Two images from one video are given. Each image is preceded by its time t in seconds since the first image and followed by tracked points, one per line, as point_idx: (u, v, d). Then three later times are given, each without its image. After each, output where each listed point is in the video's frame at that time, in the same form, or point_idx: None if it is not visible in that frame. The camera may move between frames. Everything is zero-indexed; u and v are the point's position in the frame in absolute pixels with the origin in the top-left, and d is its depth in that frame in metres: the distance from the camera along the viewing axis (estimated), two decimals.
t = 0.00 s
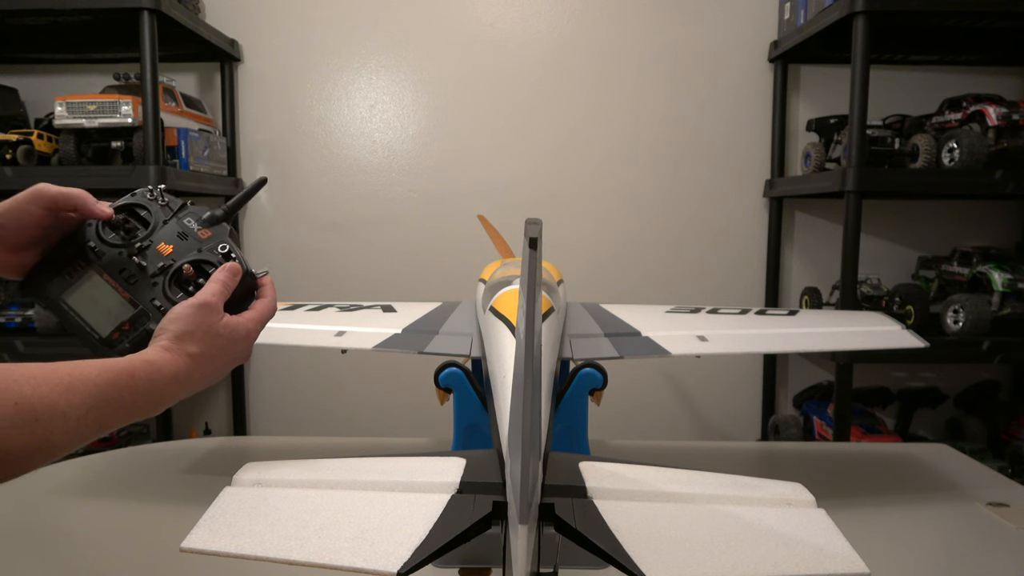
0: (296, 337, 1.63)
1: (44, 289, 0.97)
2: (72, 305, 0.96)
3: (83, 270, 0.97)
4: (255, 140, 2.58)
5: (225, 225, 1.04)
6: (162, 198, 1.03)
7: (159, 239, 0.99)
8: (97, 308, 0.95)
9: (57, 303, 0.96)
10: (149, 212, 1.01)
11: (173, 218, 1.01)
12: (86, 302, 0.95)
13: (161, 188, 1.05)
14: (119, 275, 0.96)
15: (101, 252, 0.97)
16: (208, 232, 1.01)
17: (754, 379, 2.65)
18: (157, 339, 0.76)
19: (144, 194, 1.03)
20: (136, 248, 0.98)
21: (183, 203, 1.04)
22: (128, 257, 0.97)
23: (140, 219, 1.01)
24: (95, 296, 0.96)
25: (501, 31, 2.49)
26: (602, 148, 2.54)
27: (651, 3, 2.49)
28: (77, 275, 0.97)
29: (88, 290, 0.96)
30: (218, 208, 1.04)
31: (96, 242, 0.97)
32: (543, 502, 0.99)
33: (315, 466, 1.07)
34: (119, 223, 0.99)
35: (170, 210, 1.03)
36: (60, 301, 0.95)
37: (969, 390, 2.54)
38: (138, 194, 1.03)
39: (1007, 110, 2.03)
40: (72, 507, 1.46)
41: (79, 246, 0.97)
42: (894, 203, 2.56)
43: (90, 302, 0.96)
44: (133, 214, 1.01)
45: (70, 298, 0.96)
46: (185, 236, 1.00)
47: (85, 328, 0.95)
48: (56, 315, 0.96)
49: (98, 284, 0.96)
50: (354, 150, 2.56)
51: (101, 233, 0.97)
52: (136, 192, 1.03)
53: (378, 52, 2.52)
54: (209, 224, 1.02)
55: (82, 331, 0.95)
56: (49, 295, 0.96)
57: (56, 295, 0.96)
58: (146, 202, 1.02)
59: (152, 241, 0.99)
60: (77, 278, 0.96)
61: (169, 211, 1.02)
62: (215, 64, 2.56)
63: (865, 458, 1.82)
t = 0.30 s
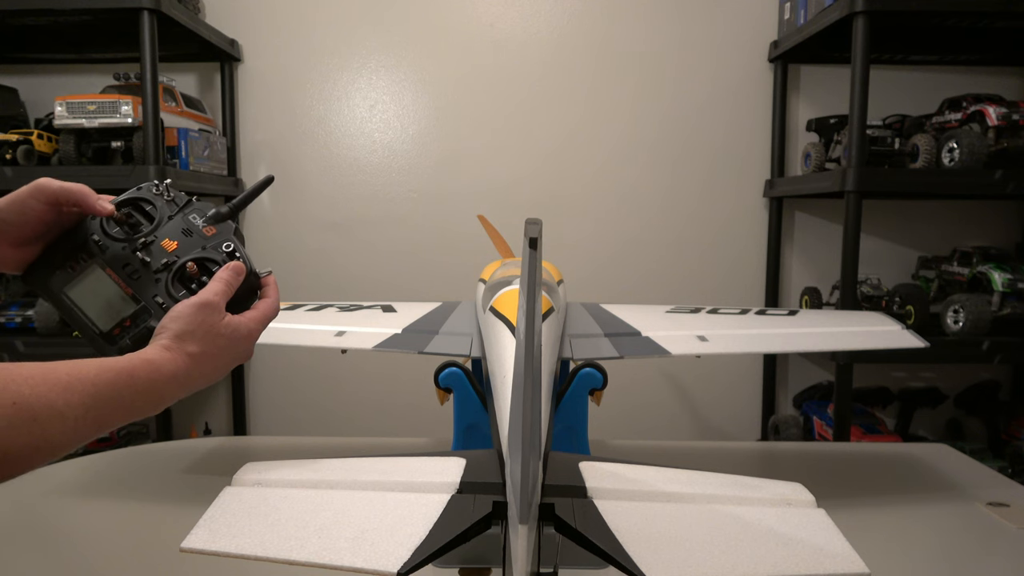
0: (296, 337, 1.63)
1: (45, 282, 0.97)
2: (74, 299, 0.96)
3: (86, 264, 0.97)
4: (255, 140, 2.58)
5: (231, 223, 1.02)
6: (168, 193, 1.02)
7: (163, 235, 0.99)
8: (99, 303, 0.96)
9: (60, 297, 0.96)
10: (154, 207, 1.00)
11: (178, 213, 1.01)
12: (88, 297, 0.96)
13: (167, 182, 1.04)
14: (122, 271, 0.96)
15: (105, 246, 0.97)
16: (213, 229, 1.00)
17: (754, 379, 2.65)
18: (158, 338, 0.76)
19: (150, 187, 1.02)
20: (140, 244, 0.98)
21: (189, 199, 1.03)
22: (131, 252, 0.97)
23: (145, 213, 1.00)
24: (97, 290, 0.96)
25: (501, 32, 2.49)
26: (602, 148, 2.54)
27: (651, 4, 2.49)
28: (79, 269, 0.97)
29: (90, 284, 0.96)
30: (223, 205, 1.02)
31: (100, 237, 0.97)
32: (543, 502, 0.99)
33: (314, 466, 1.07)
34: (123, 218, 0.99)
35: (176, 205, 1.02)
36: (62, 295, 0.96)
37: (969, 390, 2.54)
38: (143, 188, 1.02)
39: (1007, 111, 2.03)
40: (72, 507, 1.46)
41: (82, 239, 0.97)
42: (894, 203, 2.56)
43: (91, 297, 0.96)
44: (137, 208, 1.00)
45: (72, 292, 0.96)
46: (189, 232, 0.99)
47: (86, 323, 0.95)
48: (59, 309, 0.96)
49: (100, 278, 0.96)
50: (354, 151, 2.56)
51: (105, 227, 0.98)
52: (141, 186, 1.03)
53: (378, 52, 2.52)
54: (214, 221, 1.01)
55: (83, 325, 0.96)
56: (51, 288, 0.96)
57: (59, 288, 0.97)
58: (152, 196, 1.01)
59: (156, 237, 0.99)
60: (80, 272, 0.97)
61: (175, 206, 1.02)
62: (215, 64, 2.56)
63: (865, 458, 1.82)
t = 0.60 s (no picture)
0: (297, 337, 1.63)
1: (43, 277, 0.98)
2: (71, 296, 0.97)
3: (84, 261, 0.98)
4: (255, 140, 2.58)
5: (229, 222, 1.02)
6: (166, 190, 1.02)
7: (160, 233, 0.99)
8: (95, 301, 0.97)
9: (56, 294, 0.97)
10: (151, 204, 1.00)
11: (176, 211, 1.01)
12: (85, 294, 0.97)
13: (166, 179, 1.04)
14: (118, 268, 0.97)
15: (103, 244, 0.97)
16: (210, 228, 1.00)
17: (754, 378, 2.65)
18: (153, 337, 0.76)
19: (149, 185, 1.02)
20: (137, 242, 0.98)
21: (187, 197, 1.03)
22: (128, 250, 0.97)
23: (143, 211, 1.01)
24: (94, 288, 0.97)
25: (501, 32, 2.49)
26: (602, 148, 2.54)
27: (651, 4, 2.48)
28: (76, 266, 0.98)
29: (88, 282, 0.97)
30: (222, 203, 1.01)
31: (98, 234, 0.98)
32: (543, 502, 0.99)
33: (314, 467, 1.07)
34: (120, 215, 0.99)
35: (173, 203, 1.02)
36: (58, 291, 0.97)
37: (969, 390, 2.54)
38: (142, 185, 1.02)
39: (1007, 111, 2.03)
40: (72, 507, 1.46)
41: (79, 236, 0.98)
42: (894, 203, 2.56)
43: (88, 294, 0.97)
44: (135, 205, 1.00)
45: (68, 289, 0.97)
46: (187, 231, 0.99)
47: (81, 320, 0.97)
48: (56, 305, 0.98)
49: (97, 276, 0.97)
50: (354, 151, 2.56)
51: (102, 224, 0.98)
52: (140, 183, 1.03)
53: (377, 52, 2.52)
54: (212, 220, 1.00)
55: (79, 322, 0.97)
56: (48, 284, 0.97)
57: (55, 285, 0.98)
58: (150, 194, 1.01)
59: (153, 235, 0.98)
60: (78, 268, 0.98)
61: (173, 204, 1.02)
62: (215, 64, 2.56)
63: (865, 458, 1.82)
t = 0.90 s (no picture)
0: (297, 337, 1.63)
1: (39, 284, 0.98)
2: (68, 301, 0.97)
3: (80, 265, 0.97)
4: (255, 140, 2.58)
5: (226, 225, 1.02)
6: (162, 195, 1.02)
7: (156, 237, 0.99)
8: (91, 305, 0.96)
9: (53, 299, 0.97)
10: (148, 209, 1.01)
11: (172, 214, 1.01)
12: (81, 299, 0.96)
13: (162, 184, 1.04)
14: (114, 272, 0.96)
15: (99, 248, 0.97)
16: (206, 231, 1.00)
17: (754, 378, 2.65)
18: (149, 338, 0.76)
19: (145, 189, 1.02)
20: (132, 246, 0.98)
21: (183, 201, 1.03)
22: (124, 253, 0.97)
23: (139, 215, 1.01)
24: (90, 291, 0.96)
25: (501, 32, 2.49)
26: (602, 148, 2.54)
27: (651, 3, 2.48)
28: (72, 271, 0.97)
29: (83, 286, 0.96)
30: (218, 207, 1.02)
31: (94, 239, 0.97)
32: (543, 502, 0.99)
33: (314, 467, 1.07)
34: (116, 220, 0.99)
35: (170, 207, 1.02)
36: (55, 297, 0.97)
37: (968, 390, 2.54)
38: (138, 190, 1.02)
39: (1007, 111, 2.03)
40: (72, 507, 1.46)
41: (75, 241, 0.98)
42: (894, 203, 2.56)
43: (84, 298, 0.96)
44: (131, 210, 1.01)
45: (65, 294, 0.97)
46: (182, 234, 0.99)
47: (79, 325, 0.96)
48: (52, 310, 0.97)
49: (93, 280, 0.96)
50: (354, 150, 2.56)
51: (97, 229, 0.97)
52: (136, 188, 1.03)
53: (378, 52, 2.52)
54: (208, 223, 1.00)
55: (76, 327, 0.96)
56: (46, 289, 0.97)
57: (52, 290, 0.97)
58: (146, 199, 1.01)
59: (149, 239, 0.99)
60: (74, 273, 0.97)
61: (169, 208, 1.02)
62: (215, 64, 2.56)
63: (865, 458, 1.82)
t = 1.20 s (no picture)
0: (297, 337, 1.63)
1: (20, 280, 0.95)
2: (53, 298, 0.96)
3: (64, 261, 0.96)
4: (255, 139, 2.58)
5: (214, 221, 1.01)
6: (148, 189, 1.01)
7: (144, 234, 0.99)
8: (78, 302, 0.96)
9: (36, 296, 0.95)
10: (134, 204, 1.00)
11: (159, 211, 1.01)
12: (68, 297, 0.96)
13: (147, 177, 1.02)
14: (101, 270, 0.96)
15: (85, 244, 0.96)
16: (196, 229, 1.00)
17: (754, 378, 2.65)
18: (143, 344, 0.76)
19: (130, 182, 1.01)
20: (120, 243, 0.97)
21: (170, 196, 1.02)
22: (111, 251, 0.97)
23: (125, 210, 1.00)
24: (77, 290, 0.96)
25: (501, 32, 2.49)
26: (602, 148, 2.54)
27: (651, 3, 2.48)
28: (56, 266, 0.96)
29: (69, 284, 0.96)
30: (206, 203, 1.00)
31: (79, 234, 0.96)
32: (543, 502, 0.99)
33: (313, 467, 1.07)
34: (100, 215, 0.98)
35: (156, 203, 1.01)
36: (39, 293, 0.95)
37: (968, 390, 2.54)
38: (124, 183, 1.01)
39: (1007, 111, 2.03)
40: (72, 508, 1.46)
41: (57, 235, 0.96)
42: (894, 203, 2.56)
43: (71, 296, 0.96)
44: (115, 204, 1.00)
45: (50, 291, 0.95)
46: (171, 231, 1.00)
47: (67, 323, 0.95)
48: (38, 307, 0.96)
49: (81, 277, 0.96)
50: (354, 150, 2.56)
51: (83, 224, 0.96)
52: (120, 181, 1.01)
53: (377, 52, 2.52)
54: (196, 221, 1.00)
55: (63, 325, 0.96)
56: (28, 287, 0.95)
57: (35, 287, 0.95)
58: (131, 193, 1.00)
59: (137, 235, 0.98)
60: (58, 269, 0.96)
61: (155, 204, 1.01)
62: (215, 64, 2.56)
63: (865, 458, 1.82)
